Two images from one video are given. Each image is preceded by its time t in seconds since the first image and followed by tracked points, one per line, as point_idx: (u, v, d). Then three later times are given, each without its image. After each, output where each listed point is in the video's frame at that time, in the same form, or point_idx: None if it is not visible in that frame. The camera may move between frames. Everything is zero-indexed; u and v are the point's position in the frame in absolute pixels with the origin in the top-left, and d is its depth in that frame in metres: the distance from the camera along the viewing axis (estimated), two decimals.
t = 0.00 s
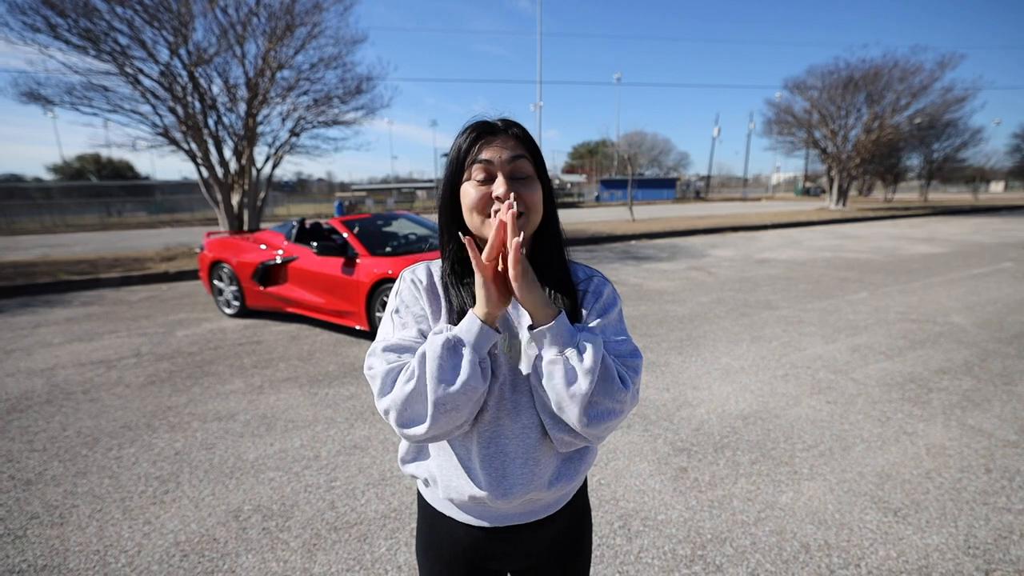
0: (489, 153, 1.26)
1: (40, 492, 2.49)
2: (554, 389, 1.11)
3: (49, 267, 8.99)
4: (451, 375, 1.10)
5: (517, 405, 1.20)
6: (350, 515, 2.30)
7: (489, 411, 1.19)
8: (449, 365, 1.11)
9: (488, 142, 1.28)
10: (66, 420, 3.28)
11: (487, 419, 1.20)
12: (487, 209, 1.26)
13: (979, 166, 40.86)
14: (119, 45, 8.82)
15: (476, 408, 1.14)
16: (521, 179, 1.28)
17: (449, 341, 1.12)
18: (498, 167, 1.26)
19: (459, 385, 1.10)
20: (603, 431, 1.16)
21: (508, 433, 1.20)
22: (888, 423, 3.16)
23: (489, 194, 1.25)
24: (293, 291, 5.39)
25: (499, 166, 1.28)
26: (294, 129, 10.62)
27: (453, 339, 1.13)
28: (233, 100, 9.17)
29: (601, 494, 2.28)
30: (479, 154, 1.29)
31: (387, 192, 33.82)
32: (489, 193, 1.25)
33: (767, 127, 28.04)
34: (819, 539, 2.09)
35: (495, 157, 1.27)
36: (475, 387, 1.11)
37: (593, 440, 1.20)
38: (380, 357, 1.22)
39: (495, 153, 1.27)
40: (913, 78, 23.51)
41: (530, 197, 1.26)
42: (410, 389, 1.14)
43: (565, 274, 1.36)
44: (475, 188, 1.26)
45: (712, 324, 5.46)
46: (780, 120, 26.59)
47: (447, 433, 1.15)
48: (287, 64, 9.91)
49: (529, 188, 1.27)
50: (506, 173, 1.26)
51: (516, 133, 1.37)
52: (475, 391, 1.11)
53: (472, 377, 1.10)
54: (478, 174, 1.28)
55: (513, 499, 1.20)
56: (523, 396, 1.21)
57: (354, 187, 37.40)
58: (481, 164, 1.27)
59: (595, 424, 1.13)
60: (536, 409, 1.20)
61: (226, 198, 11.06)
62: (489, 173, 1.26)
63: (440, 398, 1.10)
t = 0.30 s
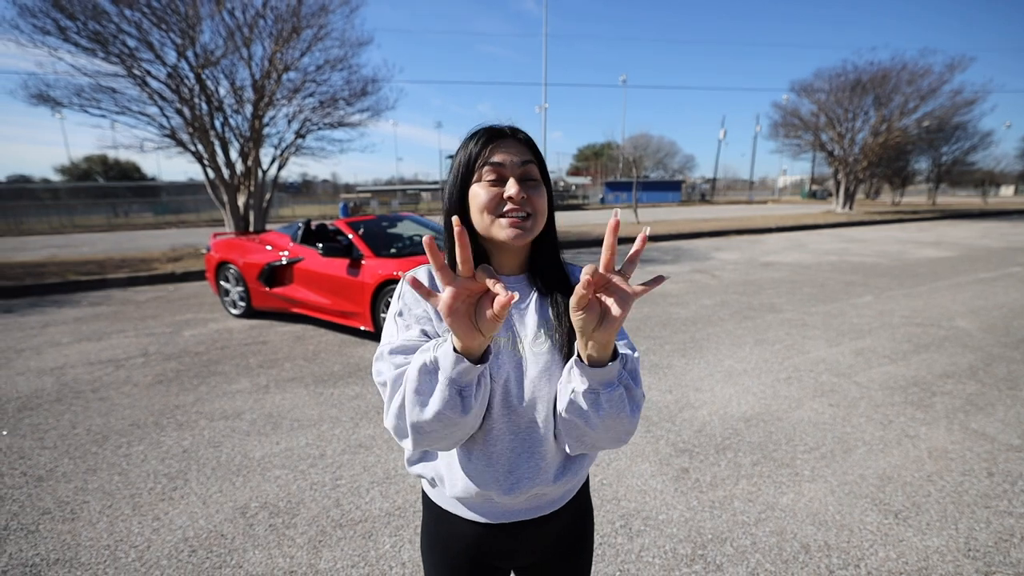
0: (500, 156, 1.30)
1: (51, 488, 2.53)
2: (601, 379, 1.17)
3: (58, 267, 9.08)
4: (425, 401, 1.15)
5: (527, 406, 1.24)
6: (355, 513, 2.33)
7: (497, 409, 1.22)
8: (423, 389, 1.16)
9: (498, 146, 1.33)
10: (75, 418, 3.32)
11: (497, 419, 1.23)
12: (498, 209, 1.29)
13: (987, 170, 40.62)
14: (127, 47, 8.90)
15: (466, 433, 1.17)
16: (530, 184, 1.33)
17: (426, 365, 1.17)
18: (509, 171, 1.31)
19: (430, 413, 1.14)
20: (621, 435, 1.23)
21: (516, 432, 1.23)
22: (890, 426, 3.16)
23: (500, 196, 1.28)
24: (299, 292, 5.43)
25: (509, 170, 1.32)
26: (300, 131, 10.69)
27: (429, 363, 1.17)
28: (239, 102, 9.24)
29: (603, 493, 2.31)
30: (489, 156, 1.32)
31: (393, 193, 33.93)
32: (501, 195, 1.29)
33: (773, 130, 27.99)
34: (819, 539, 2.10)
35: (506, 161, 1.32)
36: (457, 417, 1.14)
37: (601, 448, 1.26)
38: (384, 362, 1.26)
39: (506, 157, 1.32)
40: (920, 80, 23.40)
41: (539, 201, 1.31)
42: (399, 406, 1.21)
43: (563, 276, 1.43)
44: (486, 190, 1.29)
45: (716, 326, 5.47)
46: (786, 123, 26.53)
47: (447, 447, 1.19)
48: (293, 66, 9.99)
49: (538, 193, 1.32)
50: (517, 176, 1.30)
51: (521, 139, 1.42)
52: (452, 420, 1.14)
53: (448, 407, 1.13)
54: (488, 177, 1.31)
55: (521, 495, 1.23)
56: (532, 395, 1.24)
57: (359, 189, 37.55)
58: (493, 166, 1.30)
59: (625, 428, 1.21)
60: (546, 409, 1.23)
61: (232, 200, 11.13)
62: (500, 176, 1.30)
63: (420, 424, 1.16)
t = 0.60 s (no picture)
0: (499, 157, 1.26)
1: (49, 494, 2.50)
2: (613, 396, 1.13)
3: (58, 269, 9.06)
4: (414, 409, 1.12)
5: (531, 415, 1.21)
6: (358, 517, 2.30)
7: (501, 416, 1.20)
8: (409, 397, 1.13)
9: (497, 145, 1.28)
10: (75, 423, 3.30)
11: (501, 427, 1.20)
12: (497, 213, 1.25)
13: (989, 164, 40.47)
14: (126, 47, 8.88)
15: (462, 440, 1.13)
16: (531, 185, 1.29)
17: (413, 372, 1.14)
18: (508, 172, 1.26)
19: (420, 422, 1.10)
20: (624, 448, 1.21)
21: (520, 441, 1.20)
22: (899, 425, 3.12)
23: (500, 198, 1.24)
24: (300, 293, 5.41)
25: (508, 172, 1.28)
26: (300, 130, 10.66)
27: (417, 370, 1.14)
28: (239, 102, 9.21)
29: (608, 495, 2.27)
30: (488, 157, 1.28)
31: (393, 193, 33.89)
32: (500, 197, 1.25)
33: (774, 126, 27.88)
34: (830, 541, 2.07)
35: (505, 162, 1.27)
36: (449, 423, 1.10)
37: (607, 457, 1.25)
38: (376, 371, 1.23)
39: (505, 157, 1.28)
40: (923, 75, 23.27)
41: (539, 203, 1.27)
42: (390, 417, 1.18)
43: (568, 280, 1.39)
44: (484, 192, 1.25)
45: (720, 324, 5.43)
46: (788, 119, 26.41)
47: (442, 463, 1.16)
48: (293, 66, 9.95)
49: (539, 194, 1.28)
50: (516, 178, 1.26)
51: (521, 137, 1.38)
52: (444, 427, 1.10)
53: (437, 415, 1.09)
54: (486, 178, 1.27)
55: (527, 506, 1.21)
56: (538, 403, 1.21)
57: (360, 188, 37.50)
58: (491, 168, 1.26)
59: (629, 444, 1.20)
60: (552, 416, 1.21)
61: (232, 200, 11.11)
62: (499, 178, 1.26)
63: (410, 436, 1.12)
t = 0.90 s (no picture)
0: (493, 153, 1.21)
1: (34, 504, 2.44)
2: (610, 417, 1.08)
3: (49, 270, 8.96)
4: (400, 423, 1.06)
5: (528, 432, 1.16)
6: (353, 525, 2.24)
7: (496, 432, 1.16)
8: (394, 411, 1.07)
9: (490, 140, 1.23)
10: (63, 429, 3.23)
11: (496, 444, 1.15)
12: (489, 212, 1.20)
13: (984, 162, 40.64)
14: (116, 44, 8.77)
15: (452, 455, 1.08)
16: (527, 182, 1.23)
17: (398, 382, 1.09)
18: (502, 168, 1.21)
19: (406, 437, 1.05)
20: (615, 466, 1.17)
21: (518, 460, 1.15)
22: (902, 424, 3.09)
23: (492, 196, 1.19)
24: (294, 293, 5.34)
25: (503, 168, 1.22)
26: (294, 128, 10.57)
27: (402, 380, 1.09)
28: (232, 99, 9.12)
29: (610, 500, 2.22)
30: (480, 153, 1.23)
31: (389, 191, 33.77)
32: (492, 193, 1.20)
33: (771, 123, 27.89)
34: (837, 546, 2.03)
35: (499, 158, 1.22)
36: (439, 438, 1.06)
37: (609, 473, 1.20)
38: (361, 379, 1.18)
39: (499, 152, 1.22)
40: (919, 73, 23.29)
41: (535, 201, 1.21)
42: (374, 431, 1.12)
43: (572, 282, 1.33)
44: (476, 189, 1.20)
45: (719, 323, 5.39)
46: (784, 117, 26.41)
47: (431, 480, 1.11)
48: (287, 63, 9.86)
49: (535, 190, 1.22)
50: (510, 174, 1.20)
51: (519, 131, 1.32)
52: (433, 443, 1.05)
53: (426, 428, 1.04)
54: (480, 175, 1.22)
55: (525, 529, 1.17)
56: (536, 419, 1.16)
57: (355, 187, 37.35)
58: (484, 164, 1.21)
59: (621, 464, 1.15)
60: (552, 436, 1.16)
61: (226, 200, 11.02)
62: (492, 174, 1.21)
63: (397, 452, 1.06)
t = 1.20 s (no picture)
0: (486, 147, 1.14)
1: (14, 509, 2.36)
2: (625, 299, 1.08)
3: (37, 267, 8.82)
4: (365, 285, 1.08)
5: (525, 440, 1.13)
6: (346, 530, 2.19)
7: (494, 436, 1.13)
8: (359, 277, 1.11)
9: (487, 134, 1.16)
10: (46, 430, 3.15)
11: (493, 446, 1.13)
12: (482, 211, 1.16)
13: (975, 161, 40.91)
14: (103, 37, 8.63)
15: (412, 331, 1.08)
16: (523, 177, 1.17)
17: (366, 260, 1.14)
18: (498, 164, 1.15)
19: (375, 291, 1.06)
20: (671, 392, 1.03)
21: (510, 465, 1.14)
22: (902, 424, 3.06)
23: (484, 195, 1.15)
24: (286, 290, 5.26)
25: (497, 162, 1.16)
26: (286, 124, 10.46)
27: (369, 259, 1.14)
28: (223, 94, 9.00)
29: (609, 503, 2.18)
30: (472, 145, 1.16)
31: (383, 189, 33.60)
32: (484, 193, 1.15)
33: (765, 122, 27.93)
34: (840, 550, 1.99)
35: (493, 151, 1.15)
36: (400, 303, 1.08)
37: (648, 409, 1.04)
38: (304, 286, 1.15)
39: (494, 145, 1.15)
40: (912, 72, 23.39)
41: (530, 201, 1.17)
42: (325, 314, 1.08)
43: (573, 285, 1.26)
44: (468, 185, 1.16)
45: (716, 322, 5.36)
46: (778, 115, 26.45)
47: (381, 366, 1.04)
48: (279, 57, 9.74)
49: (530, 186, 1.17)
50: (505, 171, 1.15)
51: (521, 122, 1.23)
52: (399, 304, 1.07)
53: (397, 287, 1.08)
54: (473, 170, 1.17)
55: (511, 539, 1.15)
56: (533, 426, 1.13)
57: (349, 184, 37.15)
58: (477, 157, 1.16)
59: (670, 373, 1.03)
60: (545, 440, 1.14)
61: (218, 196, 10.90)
62: (485, 169, 1.16)
63: (355, 305, 1.04)
